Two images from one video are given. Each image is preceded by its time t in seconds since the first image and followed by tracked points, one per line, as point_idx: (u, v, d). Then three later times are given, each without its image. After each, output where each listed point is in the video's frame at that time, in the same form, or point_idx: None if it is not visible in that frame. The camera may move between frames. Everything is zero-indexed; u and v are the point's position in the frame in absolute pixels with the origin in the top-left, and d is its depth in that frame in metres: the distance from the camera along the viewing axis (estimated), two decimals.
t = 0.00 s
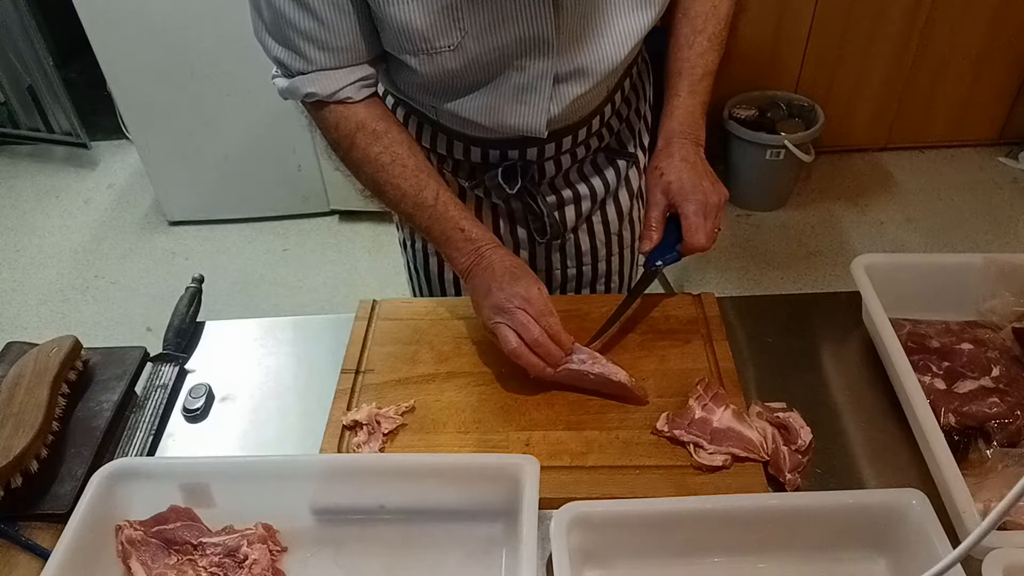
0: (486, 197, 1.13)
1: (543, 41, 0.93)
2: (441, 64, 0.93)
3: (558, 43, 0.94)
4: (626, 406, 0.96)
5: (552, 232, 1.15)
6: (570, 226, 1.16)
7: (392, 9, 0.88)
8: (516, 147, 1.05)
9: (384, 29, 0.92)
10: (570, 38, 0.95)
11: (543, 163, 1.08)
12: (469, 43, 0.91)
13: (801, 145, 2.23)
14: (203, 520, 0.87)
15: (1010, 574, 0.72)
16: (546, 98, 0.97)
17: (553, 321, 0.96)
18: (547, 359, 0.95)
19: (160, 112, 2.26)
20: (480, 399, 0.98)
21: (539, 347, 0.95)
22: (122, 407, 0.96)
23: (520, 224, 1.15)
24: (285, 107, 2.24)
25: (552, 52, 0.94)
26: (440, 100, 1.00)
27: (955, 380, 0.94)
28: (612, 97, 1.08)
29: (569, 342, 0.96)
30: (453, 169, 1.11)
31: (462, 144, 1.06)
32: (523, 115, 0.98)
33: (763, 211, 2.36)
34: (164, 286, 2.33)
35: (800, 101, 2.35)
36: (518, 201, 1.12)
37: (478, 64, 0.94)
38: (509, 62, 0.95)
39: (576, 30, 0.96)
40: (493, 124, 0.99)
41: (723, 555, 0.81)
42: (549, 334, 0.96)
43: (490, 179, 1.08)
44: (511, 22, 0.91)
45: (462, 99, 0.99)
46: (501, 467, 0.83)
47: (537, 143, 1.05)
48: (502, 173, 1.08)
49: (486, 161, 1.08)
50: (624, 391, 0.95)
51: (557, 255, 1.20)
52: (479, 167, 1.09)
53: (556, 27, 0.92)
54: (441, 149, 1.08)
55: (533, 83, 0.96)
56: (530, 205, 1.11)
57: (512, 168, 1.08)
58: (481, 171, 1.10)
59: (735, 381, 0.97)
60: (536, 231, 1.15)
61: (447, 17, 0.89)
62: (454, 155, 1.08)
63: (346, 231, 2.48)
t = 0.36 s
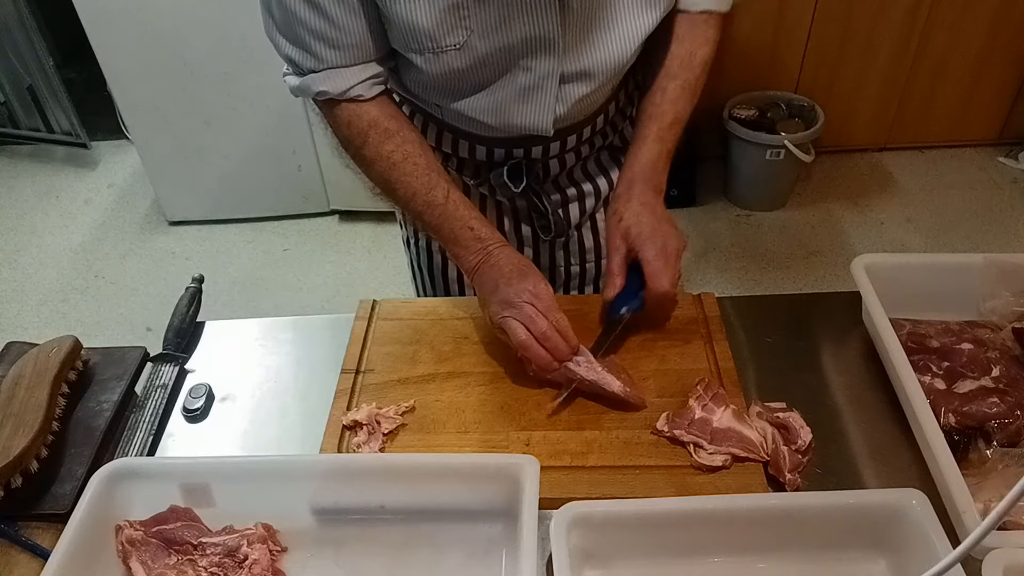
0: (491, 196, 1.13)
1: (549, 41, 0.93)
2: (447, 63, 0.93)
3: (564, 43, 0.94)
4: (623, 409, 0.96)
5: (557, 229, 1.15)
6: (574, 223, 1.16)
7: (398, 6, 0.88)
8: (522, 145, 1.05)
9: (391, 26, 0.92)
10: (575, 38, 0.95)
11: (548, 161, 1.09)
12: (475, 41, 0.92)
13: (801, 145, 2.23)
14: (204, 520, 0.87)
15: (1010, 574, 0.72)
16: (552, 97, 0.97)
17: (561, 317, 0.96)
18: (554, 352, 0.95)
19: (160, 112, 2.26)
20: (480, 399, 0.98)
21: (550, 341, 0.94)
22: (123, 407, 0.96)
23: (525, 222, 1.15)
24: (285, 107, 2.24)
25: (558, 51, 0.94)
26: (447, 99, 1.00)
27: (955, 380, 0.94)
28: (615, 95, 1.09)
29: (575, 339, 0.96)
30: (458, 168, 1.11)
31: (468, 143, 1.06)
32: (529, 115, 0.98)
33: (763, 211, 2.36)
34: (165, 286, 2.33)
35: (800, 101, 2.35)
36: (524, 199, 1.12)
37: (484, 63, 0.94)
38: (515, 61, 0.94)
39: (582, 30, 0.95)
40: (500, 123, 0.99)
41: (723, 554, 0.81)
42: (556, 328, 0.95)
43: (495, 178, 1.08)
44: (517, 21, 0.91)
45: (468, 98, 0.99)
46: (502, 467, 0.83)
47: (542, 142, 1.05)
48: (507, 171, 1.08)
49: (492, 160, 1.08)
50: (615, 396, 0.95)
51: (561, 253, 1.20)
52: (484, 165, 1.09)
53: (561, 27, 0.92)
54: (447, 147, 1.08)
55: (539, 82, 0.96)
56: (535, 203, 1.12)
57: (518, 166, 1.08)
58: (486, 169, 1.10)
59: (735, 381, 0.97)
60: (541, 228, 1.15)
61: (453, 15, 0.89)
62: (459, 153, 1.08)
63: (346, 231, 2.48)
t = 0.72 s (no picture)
0: (490, 192, 1.13)
1: (547, 37, 0.92)
2: (446, 55, 0.94)
3: (562, 39, 0.93)
4: (626, 405, 0.96)
5: (556, 227, 1.15)
6: (573, 221, 1.16)
7: None
8: (521, 142, 1.05)
9: (392, 17, 0.93)
10: (574, 34, 0.94)
11: (547, 159, 1.09)
12: (474, 35, 0.91)
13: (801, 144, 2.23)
14: (203, 520, 0.87)
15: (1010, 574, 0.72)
16: (550, 93, 0.96)
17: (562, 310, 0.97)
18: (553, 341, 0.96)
19: (161, 111, 2.26)
20: (480, 399, 0.98)
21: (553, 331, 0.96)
22: (122, 407, 0.96)
23: (524, 219, 1.15)
24: (285, 107, 2.24)
25: (556, 47, 0.93)
26: (447, 93, 1.00)
27: (955, 380, 0.94)
28: (617, 94, 1.09)
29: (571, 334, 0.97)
30: (458, 165, 1.11)
31: (467, 140, 1.06)
32: (527, 110, 0.98)
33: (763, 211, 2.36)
34: (165, 286, 2.33)
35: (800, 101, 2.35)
36: (523, 197, 1.12)
37: (483, 59, 0.94)
38: (513, 57, 0.94)
39: (581, 27, 0.94)
40: (498, 118, 0.99)
41: (723, 554, 0.81)
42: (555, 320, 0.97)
43: (494, 175, 1.09)
44: (516, 16, 0.90)
45: (468, 93, 0.99)
46: (502, 467, 0.83)
47: (541, 140, 1.05)
48: (506, 169, 1.08)
49: (491, 157, 1.08)
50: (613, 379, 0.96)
51: (560, 251, 1.20)
52: (484, 163, 1.09)
53: (559, 23, 0.92)
54: (446, 144, 1.08)
55: (537, 78, 0.95)
56: (534, 201, 1.12)
57: (517, 164, 1.08)
58: (486, 167, 1.10)
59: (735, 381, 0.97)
60: (539, 226, 1.15)
61: (452, 8, 0.90)
62: (459, 150, 1.08)
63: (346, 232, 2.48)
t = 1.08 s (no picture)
0: (494, 191, 1.12)
1: (557, 39, 0.92)
2: (455, 55, 0.94)
3: (572, 41, 0.93)
4: (624, 406, 0.96)
5: (559, 227, 1.15)
6: (576, 220, 1.16)
7: None
8: (525, 143, 1.05)
9: (400, 14, 0.92)
10: (583, 36, 0.94)
11: (551, 159, 1.08)
12: (484, 36, 0.91)
13: (801, 144, 2.23)
14: (203, 520, 0.87)
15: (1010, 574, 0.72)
16: (558, 95, 0.97)
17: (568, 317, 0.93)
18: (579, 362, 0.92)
19: (161, 111, 2.26)
20: (480, 399, 0.98)
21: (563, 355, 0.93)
22: (122, 407, 0.96)
23: (526, 219, 1.15)
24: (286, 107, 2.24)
25: (565, 48, 0.94)
26: (453, 93, 1.00)
27: (955, 380, 0.94)
28: (622, 94, 1.09)
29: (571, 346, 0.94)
30: (461, 164, 1.11)
31: (471, 140, 1.06)
32: (534, 111, 0.98)
33: (763, 211, 2.36)
34: (165, 286, 2.32)
35: (800, 101, 2.35)
36: (526, 196, 1.12)
37: (491, 59, 0.94)
38: (522, 58, 0.94)
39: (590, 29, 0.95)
40: (505, 118, 0.99)
41: (723, 555, 0.81)
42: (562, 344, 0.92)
43: (498, 175, 1.08)
44: (526, 18, 0.90)
45: (474, 92, 0.98)
46: (501, 467, 0.83)
47: (545, 139, 1.05)
48: (510, 169, 1.08)
49: (495, 157, 1.08)
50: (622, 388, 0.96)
51: (562, 251, 1.19)
52: (488, 162, 1.09)
53: (569, 25, 0.92)
54: (450, 143, 1.08)
55: (545, 79, 0.95)
56: (537, 200, 1.12)
57: (521, 163, 1.08)
58: (489, 166, 1.10)
59: (734, 381, 0.97)
60: (542, 226, 1.15)
61: (464, 7, 0.89)
62: (462, 149, 1.08)
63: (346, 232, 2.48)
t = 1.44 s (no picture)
0: (494, 194, 1.12)
1: (563, 44, 0.92)
2: (460, 56, 0.93)
3: (578, 47, 0.93)
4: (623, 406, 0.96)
5: (559, 227, 1.15)
6: (575, 220, 1.16)
7: None
8: (526, 145, 1.05)
9: (406, 12, 0.90)
10: (588, 42, 0.95)
11: (551, 161, 1.08)
12: (491, 38, 0.90)
13: (801, 145, 2.23)
14: (203, 520, 0.87)
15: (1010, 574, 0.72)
16: (562, 99, 0.97)
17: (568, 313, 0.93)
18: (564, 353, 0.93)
19: (161, 111, 2.26)
20: (480, 399, 0.98)
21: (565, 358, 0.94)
22: (123, 407, 0.96)
23: (526, 220, 1.15)
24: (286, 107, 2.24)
25: (571, 54, 0.94)
26: (455, 95, 0.99)
27: (955, 380, 0.94)
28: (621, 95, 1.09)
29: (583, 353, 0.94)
30: (461, 167, 1.10)
31: (472, 142, 1.06)
32: (538, 115, 0.98)
33: (764, 211, 2.36)
34: (165, 286, 2.32)
35: (800, 101, 2.35)
36: (527, 198, 1.12)
37: (496, 63, 0.93)
38: (527, 63, 0.94)
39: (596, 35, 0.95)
40: (508, 122, 1.00)
41: (723, 555, 0.81)
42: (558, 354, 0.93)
43: (499, 177, 1.08)
44: (534, 22, 0.90)
45: (476, 95, 0.98)
46: (501, 466, 0.83)
47: (547, 142, 1.05)
48: (512, 171, 1.08)
49: (496, 159, 1.08)
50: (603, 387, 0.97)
51: (562, 250, 1.20)
52: (488, 164, 1.09)
53: (576, 31, 0.92)
54: (450, 146, 1.08)
55: (550, 84, 0.95)
56: (538, 202, 1.12)
57: (522, 166, 1.07)
58: (490, 168, 1.09)
59: (734, 381, 0.97)
60: (543, 226, 1.15)
61: (472, 9, 0.88)
62: (462, 152, 1.08)
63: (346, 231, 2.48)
